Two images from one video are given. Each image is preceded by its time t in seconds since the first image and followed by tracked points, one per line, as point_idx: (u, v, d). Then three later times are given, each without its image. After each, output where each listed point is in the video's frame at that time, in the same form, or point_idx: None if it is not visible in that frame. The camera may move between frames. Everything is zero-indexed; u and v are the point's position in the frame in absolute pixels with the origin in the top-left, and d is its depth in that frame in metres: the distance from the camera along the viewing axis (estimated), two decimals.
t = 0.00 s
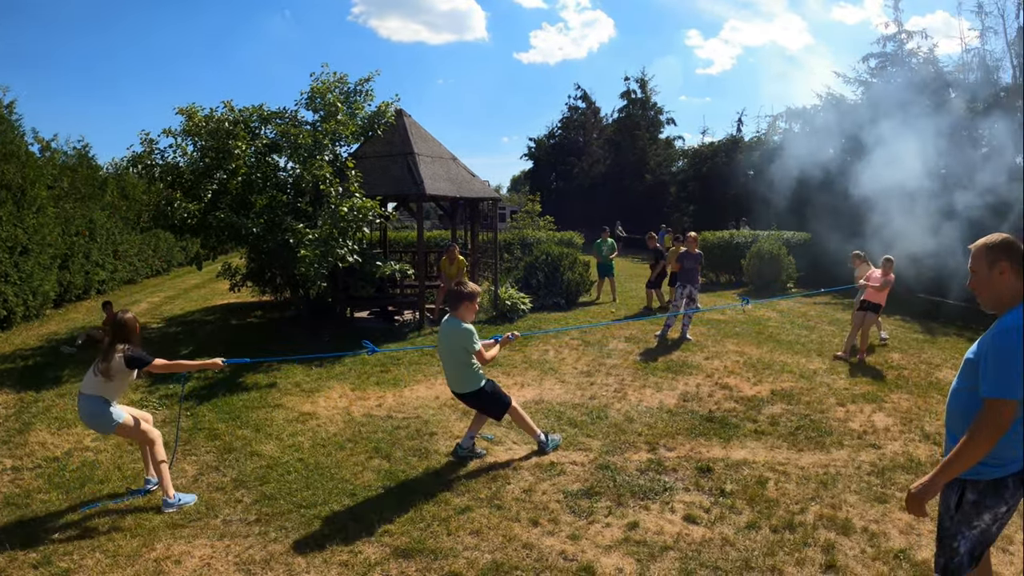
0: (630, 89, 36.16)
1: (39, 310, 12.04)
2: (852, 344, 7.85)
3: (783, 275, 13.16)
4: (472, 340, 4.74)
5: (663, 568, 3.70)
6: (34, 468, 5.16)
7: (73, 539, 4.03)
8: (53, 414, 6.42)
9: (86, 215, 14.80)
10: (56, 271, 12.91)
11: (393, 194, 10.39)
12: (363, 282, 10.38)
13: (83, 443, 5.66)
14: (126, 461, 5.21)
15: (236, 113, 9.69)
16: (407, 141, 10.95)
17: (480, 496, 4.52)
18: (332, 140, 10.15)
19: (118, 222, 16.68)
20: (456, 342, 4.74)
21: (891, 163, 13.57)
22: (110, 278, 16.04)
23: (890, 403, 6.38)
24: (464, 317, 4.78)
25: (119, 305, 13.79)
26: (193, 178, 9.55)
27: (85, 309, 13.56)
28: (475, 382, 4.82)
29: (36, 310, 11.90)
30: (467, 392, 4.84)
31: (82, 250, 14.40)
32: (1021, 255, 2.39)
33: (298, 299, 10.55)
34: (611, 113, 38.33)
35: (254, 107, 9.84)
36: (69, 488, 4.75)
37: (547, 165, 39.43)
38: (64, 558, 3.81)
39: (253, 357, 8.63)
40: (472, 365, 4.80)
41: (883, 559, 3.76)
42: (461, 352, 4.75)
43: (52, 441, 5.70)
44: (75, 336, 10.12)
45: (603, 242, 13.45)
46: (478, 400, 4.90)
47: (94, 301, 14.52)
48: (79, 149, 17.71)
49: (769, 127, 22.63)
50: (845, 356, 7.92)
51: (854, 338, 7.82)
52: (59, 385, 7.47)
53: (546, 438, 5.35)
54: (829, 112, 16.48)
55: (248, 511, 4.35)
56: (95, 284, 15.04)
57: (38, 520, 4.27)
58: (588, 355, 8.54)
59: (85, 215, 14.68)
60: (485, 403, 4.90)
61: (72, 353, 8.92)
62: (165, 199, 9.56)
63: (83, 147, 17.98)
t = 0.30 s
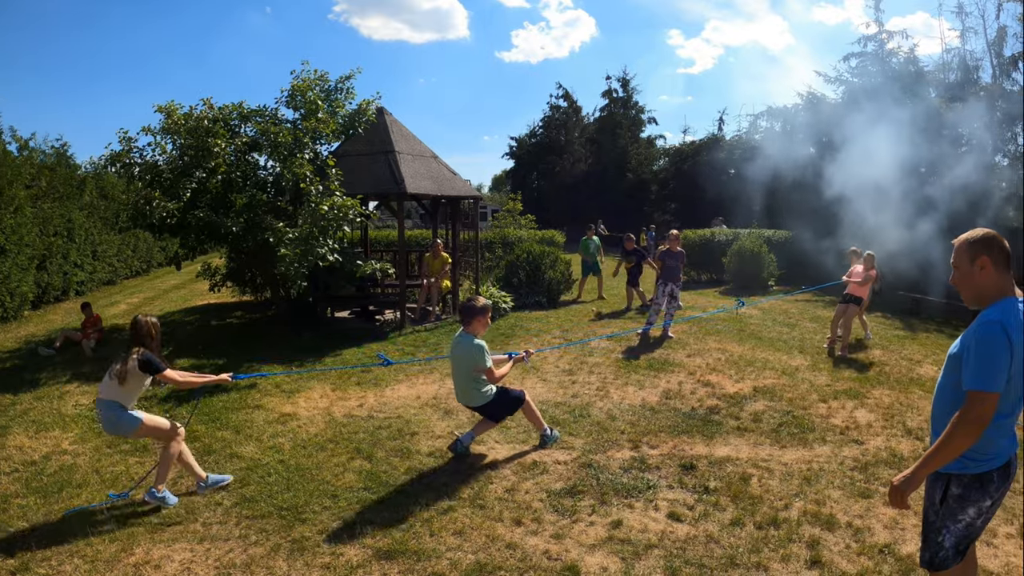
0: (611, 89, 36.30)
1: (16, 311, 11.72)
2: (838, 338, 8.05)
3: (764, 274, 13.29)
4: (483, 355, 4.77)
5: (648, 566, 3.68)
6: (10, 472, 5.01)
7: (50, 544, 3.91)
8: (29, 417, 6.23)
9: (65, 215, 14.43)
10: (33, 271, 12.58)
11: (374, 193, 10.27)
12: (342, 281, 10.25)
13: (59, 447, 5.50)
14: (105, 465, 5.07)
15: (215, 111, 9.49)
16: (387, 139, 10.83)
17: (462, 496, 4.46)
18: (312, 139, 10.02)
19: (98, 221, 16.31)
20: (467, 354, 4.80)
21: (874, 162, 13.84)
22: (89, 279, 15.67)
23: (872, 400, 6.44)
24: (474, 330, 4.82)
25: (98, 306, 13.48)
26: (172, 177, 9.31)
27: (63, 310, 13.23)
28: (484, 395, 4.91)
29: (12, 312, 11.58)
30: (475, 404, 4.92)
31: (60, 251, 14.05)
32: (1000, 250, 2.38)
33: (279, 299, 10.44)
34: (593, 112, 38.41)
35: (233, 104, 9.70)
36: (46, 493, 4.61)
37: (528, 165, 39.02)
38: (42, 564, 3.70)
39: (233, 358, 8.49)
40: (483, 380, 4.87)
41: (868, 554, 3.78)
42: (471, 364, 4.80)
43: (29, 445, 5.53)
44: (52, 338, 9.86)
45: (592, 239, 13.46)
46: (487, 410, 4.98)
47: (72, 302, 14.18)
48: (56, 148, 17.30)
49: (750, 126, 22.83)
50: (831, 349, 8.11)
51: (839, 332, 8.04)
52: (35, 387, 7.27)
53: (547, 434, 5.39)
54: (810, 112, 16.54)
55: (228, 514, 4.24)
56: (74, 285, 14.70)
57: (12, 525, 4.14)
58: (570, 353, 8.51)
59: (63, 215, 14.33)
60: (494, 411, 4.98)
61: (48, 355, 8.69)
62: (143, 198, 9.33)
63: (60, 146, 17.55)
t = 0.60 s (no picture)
0: (604, 90, 36.33)
1: (6, 313, 11.59)
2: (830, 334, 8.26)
3: (757, 274, 13.33)
4: (502, 325, 4.76)
5: (642, 567, 3.66)
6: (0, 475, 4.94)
7: (43, 548, 3.86)
8: (20, 419, 6.15)
9: (57, 216, 14.30)
10: (24, 273, 12.45)
11: (366, 194, 10.22)
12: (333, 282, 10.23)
13: (50, 449, 5.43)
14: (97, 467, 5.01)
15: (206, 111, 9.41)
16: (380, 141, 10.77)
17: (456, 498, 4.43)
18: (305, 139, 9.96)
19: (90, 222, 16.14)
20: (487, 330, 4.78)
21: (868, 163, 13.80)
22: (80, 281, 15.52)
23: (865, 399, 6.46)
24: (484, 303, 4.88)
25: (89, 308, 13.35)
26: (163, 178, 9.23)
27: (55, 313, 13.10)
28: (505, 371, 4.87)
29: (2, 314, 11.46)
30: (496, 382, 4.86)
31: (51, 252, 13.91)
32: (993, 250, 2.37)
33: (270, 300, 10.29)
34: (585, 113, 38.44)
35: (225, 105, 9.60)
36: (36, 496, 4.55)
37: (520, 166, 39.09)
38: (32, 568, 3.64)
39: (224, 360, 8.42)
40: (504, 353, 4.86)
41: (862, 554, 3.78)
42: (490, 339, 4.79)
43: (19, 447, 5.46)
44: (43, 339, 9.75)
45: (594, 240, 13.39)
46: (506, 390, 4.92)
47: (64, 304, 14.04)
48: (47, 149, 17.12)
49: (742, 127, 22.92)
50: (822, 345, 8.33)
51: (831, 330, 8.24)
52: (25, 390, 7.18)
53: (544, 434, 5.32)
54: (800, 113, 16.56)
55: (220, 516, 4.19)
56: (65, 287, 14.56)
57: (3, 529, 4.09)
58: (563, 354, 8.49)
59: (55, 216, 14.19)
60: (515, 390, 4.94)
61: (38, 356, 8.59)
62: (134, 199, 9.26)
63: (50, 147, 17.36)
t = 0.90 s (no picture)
0: (602, 90, 36.25)
1: (4, 314, 11.54)
2: (836, 335, 8.33)
3: (755, 275, 13.33)
4: (508, 319, 4.77)
5: (641, 570, 3.65)
6: None
7: (40, 550, 3.84)
8: (16, 421, 6.11)
9: (54, 217, 14.25)
10: (21, 274, 12.40)
11: (363, 194, 10.19)
12: (330, 283, 10.21)
13: (47, 452, 5.39)
14: (94, 470, 4.98)
15: (204, 112, 9.39)
16: (377, 141, 10.75)
17: (453, 500, 4.42)
18: (302, 140, 9.94)
19: (87, 223, 16.09)
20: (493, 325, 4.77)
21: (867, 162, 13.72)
22: (77, 282, 15.46)
23: (864, 400, 6.45)
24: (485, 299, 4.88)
25: (87, 308, 13.30)
26: (160, 178, 9.20)
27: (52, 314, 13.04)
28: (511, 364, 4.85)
29: None
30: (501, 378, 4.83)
31: (48, 253, 13.85)
32: (992, 255, 2.37)
33: (268, 301, 10.31)
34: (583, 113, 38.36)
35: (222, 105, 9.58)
36: (33, 498, 4.53)
37: (518, 167, 39.01)
38: (28, 572, 3.62)
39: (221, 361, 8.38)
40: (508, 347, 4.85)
41: (861, 556, 3.77)
42: (496, 333, 4.78)
43: (15, 450, 5.43)
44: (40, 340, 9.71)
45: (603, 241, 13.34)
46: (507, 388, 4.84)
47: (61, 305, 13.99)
48: (45, 149, 17.07)
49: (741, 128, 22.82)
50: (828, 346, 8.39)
51: (837, 331, 8.30)
52: (21, 392, 7.14)
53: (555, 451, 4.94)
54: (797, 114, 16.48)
55: (217, 519, 4.17)
56: (62, 288, 14.50)
57: None
58: (560, 355, 8.47)
59: (52, 217, 14.14)
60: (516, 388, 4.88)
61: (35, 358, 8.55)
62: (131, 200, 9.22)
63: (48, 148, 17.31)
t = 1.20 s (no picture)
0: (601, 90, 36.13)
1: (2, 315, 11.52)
2: (844, 335, 8.23)
3: (753, 275, 13.34)
4: (501, 322, 4.79)
5: (640, 572, 3.64)
6: None
7: (40, 552, 3.84)
8: (14, 423, 6.10)
9: (53, 218, 14.23)
10: (19, 275, 12.38)
11: (362, 195, 10.18)
12: (330, 284, 10.20)
13: (45, 453, 5.38)
14: (92, 471, 4.97)
15: (202, 112, 9.40)
16: (376, 142, 10.73)
17: (453, 502, 4.41)
18: (301, 141, 9.93)
19: (85, 224, 16.09)
20: (482, 328, 4.78)
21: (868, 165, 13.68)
22: (76, 282, 15.45)
23: (863, 402, 6.44)
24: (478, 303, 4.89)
25: (85, 309, 13.28)
26: (158, 179, 9.19)
27: (50, 314, 13.02)
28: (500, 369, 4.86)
29: None
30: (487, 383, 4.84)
31: (46, 254, 13.83)
32: (1002, 260, 2.35)
33: (266, 302, 10.33)
34: (582, 113, 38.27)
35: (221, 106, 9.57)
36: (31, 500, 4.52)
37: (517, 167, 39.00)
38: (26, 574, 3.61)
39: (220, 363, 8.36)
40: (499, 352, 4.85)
41: (860, 558, 3.77)
42: (486, 336, 4.80)
43: (14, 451, 5.41)
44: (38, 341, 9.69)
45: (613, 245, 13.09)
46: (499, 390, 4.89)
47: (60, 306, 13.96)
48: (43, 149, 17.04)
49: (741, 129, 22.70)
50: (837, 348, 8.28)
51: (845, 331, 8.21)
52: (20, 393, 7.12)
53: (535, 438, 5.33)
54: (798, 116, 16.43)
55: (217, 521, 4.16)
56: (60, 289, 14.48)
57: None
58: (559, 356, 8.46)
59: (50, 217, 14.12)
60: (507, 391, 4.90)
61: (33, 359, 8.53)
62: (130, 200, 9.21)
63: (47, 148, 17.29)
